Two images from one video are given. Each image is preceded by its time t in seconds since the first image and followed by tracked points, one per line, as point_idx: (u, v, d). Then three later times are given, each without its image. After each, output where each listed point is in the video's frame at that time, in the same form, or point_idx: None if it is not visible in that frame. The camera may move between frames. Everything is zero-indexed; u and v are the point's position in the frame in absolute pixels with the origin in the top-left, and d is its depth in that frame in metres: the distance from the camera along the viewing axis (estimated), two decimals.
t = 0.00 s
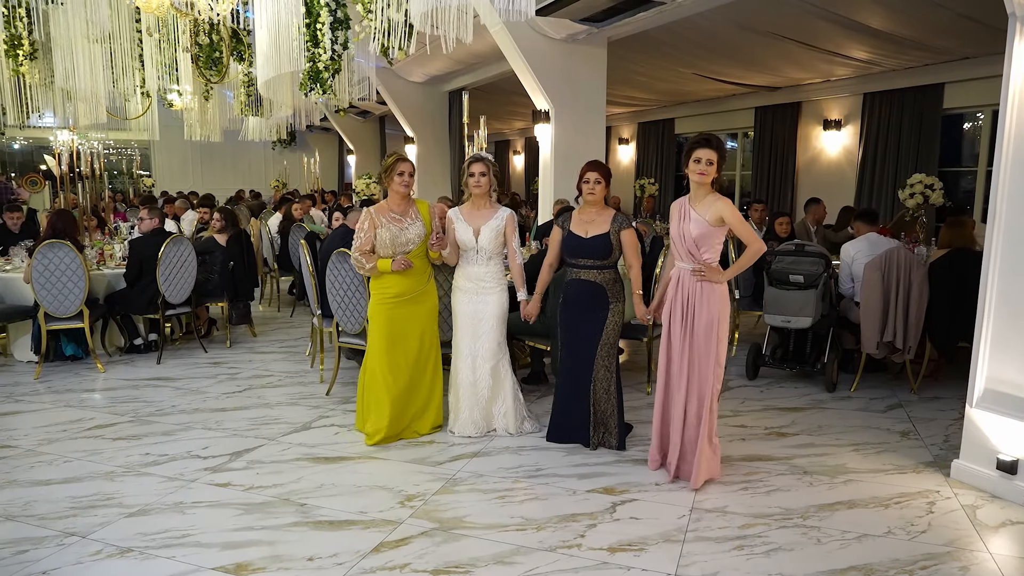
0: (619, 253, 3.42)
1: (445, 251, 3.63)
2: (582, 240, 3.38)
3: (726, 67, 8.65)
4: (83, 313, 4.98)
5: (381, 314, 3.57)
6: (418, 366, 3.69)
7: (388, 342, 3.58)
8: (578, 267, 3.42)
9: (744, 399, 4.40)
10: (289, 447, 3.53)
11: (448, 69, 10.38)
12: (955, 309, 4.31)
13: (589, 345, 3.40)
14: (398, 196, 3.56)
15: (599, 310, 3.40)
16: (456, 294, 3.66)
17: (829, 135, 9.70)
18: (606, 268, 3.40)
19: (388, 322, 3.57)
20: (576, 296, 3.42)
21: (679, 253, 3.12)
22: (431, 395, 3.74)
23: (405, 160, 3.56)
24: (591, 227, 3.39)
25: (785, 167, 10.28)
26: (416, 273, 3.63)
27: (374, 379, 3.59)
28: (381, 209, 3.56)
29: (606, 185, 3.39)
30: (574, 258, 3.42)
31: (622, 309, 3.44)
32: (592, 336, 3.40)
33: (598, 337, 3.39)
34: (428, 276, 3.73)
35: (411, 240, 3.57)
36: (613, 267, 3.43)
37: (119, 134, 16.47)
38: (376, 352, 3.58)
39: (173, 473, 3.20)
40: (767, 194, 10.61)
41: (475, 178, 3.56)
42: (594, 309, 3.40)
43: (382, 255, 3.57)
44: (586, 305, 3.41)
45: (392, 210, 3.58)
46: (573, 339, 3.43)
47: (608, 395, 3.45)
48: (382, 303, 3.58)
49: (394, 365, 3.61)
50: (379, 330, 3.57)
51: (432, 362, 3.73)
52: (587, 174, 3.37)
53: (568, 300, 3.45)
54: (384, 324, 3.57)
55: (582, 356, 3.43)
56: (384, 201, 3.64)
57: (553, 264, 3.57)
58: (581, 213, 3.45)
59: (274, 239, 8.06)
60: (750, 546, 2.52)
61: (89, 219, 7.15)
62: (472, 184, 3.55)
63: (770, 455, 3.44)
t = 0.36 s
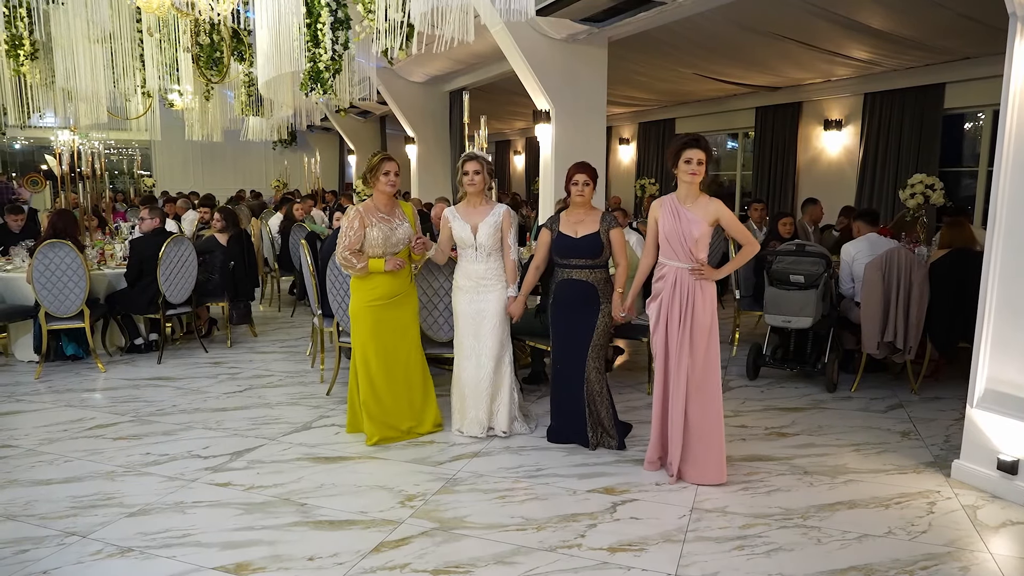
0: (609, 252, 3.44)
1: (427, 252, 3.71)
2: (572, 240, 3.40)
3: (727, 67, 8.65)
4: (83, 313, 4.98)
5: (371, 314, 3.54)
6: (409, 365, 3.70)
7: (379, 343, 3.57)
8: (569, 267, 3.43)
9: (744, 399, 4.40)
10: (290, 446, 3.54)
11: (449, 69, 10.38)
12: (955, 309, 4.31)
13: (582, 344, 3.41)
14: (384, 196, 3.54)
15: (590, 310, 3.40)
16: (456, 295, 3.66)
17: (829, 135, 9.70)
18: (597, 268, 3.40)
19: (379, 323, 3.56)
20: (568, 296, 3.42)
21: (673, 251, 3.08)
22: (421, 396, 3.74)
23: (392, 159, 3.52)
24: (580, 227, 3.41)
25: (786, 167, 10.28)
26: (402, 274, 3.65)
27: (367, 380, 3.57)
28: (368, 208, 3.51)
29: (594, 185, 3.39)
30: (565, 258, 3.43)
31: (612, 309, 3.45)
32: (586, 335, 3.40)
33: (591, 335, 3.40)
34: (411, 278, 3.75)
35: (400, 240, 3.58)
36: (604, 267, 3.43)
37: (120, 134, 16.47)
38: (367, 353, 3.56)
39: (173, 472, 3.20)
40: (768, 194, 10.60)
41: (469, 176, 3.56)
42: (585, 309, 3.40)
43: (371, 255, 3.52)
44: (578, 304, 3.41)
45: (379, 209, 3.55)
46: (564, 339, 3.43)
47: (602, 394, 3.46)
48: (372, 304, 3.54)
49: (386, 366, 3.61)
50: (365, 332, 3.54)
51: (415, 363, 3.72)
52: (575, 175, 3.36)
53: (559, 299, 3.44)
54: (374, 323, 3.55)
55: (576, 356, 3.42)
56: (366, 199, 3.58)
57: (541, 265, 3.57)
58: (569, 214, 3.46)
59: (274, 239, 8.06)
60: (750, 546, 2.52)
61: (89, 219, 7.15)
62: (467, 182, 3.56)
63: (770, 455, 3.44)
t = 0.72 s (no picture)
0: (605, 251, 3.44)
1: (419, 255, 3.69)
2: (568, 239, 3.40)
3: (728, 67, 8.65)
4: (85, 313, 4.99)
5: (369, 314, 3.54)
6: (404, 366, 3.67)
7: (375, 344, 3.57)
8: (565, 267, 3.43)
9: (745, 399, 4.40)
10: (291, 446, 3.54)
11: (450, 69, 10.37)
12: (955, 309, 4.32)
13: (580, 344, 3.40)
14: (377, 197, 3.55)
15: (589, 309, 3.41)
16: (458, 295, 3.66)
17: (830, 135, 9.69)
18: (593, 266, 3.40)
19: (375, 324, 3.56)
20: (565, 296, 3.43)
21: (681, 251, 3.08)
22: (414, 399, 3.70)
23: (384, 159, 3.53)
24: (575, 226, 3.41)
25: (786, 167, 10.28)
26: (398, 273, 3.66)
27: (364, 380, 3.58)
28: (363, 209, 3.51)
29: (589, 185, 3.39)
30: (562, 258, 3.43)
31: (609, 309, 3.44)
32: (585, 335, 3.40)
33: (590, 335, 3.39)
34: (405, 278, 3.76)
35: (397, 239, 3.58)
36: (600, 265, 3.43)
37: (121, 133, 16.48)
38: (364, 354, 3.56)
39: (175, 472, 3.20)
40: (768, 194, 10.60)
41: (475, 179, 3.57)
42: (583, 309, 3.41)
43: (369, 255, 3.52)
44: (576, 304, 3.42)
45: (373, 210, 3.55)
46: (563, 340, 3.44)
47: (600, 395, 3.44)
48: (369, 305, 3.54)
49: (384, 366, 3.61)
50: (361, 332, 3.54)
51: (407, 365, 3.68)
52: (569, 174, 3.37)
53: (556, 299, 3.46)
54: (373, 324, 3.55)
55: (574, 356, 3.42)
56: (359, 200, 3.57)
57: (541, 264, 3.60)
58: (564, 213, 3.46)
59: (275, 239, 8.05)
60: (751, 546, 2.52)
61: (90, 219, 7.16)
62: (472, 185, 3.57)
63: (771, 455, 3.44)
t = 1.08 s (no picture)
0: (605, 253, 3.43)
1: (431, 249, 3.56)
2: (568, 240, 3.40)
3: (728, 67, 8.65)
4: (85, 313, 4.99)
5: (369, 316, 3.54)
6: (403, 366, 3.68)
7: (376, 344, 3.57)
8: (565, 268, 3.43)
9: (746, 399, 4.40)
10: (292, 446, 3.54)
11: (451, 69, 10.37)
12: (956, 309, 4.32)
13: (580, 344, 3.41)
14: (376, 198, 3.54)
15: (588, 309, 3.41)
16: (467, 293, 3.67)
17: (831, 135, 9.69)
18: (593, 268, 3.40)
19: (374, 325, 3.56)
20: (565, 297, 3.43)
21: (686, 252, 3.08)
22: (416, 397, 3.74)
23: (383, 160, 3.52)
24: (576, 228, 3.41)
25: (787, 166, 10.27)
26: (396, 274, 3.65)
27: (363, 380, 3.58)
28: (361, 210, 3.50)
29: (585, 185, 3.39)
30: (562, 259, 3.43)
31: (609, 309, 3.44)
32: (585, 335, 3.40)
33: (589, 335, 3.40)
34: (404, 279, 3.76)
35: (394, 241, 3.58)
36: (600, 267, 3.43)
37: (122, 133, 16.51)
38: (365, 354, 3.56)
39: (176, 472, 3.21)
40: (769, 194, 10.59)
41: (490, 178, 3.57)
42: (583, 309, 3.41)
43: (367, 257, 3.51)
44: (576, 304, 3.41)
45: (372, 211, 3.54)
46: (562, 339, 3.45)
47: (599, 396, 3.44)
48: (367, 306, 3.54)
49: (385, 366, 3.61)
50: (361, 332, 3.54)
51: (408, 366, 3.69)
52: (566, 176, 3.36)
53: (555, 300, 3.46)
54: (372, 325, 3.56)
55: (575, 356, 3.43)
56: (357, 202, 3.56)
57: (543, 264, 3.62)
58: (565, 215, 3.47)
59: (276, 239, 8.05)
60: (751, 546, 2.52)
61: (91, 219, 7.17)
62: (487, 184, 3.57)
63: (772, 455, 3.44)
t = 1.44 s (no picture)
0: (610, 252, 3.42)
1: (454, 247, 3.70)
2: (572, 239, 3.41)
3: (729, 67, 8.65)
4: (86, 313, 4.99)
5: (366, 315, 3.55)
6: (406, 366, 3.67)
7: (377, 343, 3.57)
8: (568, 266, 3.43)
9: (746, 399, 4.40)
10: (292, 446, 3.55)
11: (452, 69, 10.37)
12: (956, 309, 4.32)
13: (581, 343, 3.41)
14: (382, 197, 3.55)
15: (589, 308, 3.40)
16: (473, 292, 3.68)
17: (832, 135, 9.69)
18: (596, 266, 3.39)
19: (374, 323, 3.55)
20: (567, 296, 3.43)
21: (680, 251, 3.08)
22: (416, 397, 3.72)
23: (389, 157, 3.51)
24: (580, 227, 3.41)
25: (788, 167, 10.27)
26: (398, 274, 3.60)
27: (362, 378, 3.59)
28: (362, 211, 3.53)
29: (587, 184, 3.38)
30: (565, 258, 3.43)
31: (613, 308, 3.44)
32: (586, 335, 3.40)
33: (591, 334, 3.39)
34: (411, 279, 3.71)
35: (394, 241, 3.54)
36: (604, 266, 3.42)
37: (123, 133, 16.49)
38: (365, 353, 3.57)
39: (176, 471, 3.21)
40: (770, 194, 10.59)
41: (500, 182, 3.56)
42: (585, 308, 3.41)
43: (365, 257, 3.53)
44: (578, 302, 3.41)
45: (375, 211, 3.55)
46: (564, 338, 3.45)
47: (600, 396, 3.44)
48: (366, 305, 3.55)
49: (386, 365, 3.61)
50: (365, 329, 3.55)
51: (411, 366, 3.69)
52: (569, 175, 3.37)
53: (558, 299, 3.46)
54: (369, 324, 3.55)
55: (576, 355, 3.43)
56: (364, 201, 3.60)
57: (550, 265, 3.60)
58: (570, 214, 3.47)
59: (276, 240, 8.06)
60: (752, 546, 2.52)
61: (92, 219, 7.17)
62: (497, 188, 3.56)
63: (772, 455, 3.44)
